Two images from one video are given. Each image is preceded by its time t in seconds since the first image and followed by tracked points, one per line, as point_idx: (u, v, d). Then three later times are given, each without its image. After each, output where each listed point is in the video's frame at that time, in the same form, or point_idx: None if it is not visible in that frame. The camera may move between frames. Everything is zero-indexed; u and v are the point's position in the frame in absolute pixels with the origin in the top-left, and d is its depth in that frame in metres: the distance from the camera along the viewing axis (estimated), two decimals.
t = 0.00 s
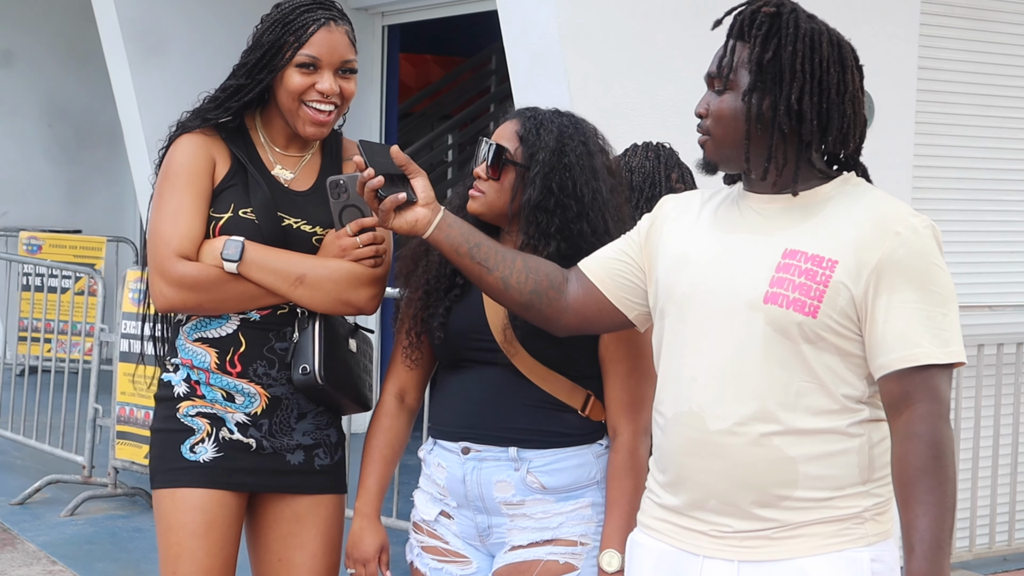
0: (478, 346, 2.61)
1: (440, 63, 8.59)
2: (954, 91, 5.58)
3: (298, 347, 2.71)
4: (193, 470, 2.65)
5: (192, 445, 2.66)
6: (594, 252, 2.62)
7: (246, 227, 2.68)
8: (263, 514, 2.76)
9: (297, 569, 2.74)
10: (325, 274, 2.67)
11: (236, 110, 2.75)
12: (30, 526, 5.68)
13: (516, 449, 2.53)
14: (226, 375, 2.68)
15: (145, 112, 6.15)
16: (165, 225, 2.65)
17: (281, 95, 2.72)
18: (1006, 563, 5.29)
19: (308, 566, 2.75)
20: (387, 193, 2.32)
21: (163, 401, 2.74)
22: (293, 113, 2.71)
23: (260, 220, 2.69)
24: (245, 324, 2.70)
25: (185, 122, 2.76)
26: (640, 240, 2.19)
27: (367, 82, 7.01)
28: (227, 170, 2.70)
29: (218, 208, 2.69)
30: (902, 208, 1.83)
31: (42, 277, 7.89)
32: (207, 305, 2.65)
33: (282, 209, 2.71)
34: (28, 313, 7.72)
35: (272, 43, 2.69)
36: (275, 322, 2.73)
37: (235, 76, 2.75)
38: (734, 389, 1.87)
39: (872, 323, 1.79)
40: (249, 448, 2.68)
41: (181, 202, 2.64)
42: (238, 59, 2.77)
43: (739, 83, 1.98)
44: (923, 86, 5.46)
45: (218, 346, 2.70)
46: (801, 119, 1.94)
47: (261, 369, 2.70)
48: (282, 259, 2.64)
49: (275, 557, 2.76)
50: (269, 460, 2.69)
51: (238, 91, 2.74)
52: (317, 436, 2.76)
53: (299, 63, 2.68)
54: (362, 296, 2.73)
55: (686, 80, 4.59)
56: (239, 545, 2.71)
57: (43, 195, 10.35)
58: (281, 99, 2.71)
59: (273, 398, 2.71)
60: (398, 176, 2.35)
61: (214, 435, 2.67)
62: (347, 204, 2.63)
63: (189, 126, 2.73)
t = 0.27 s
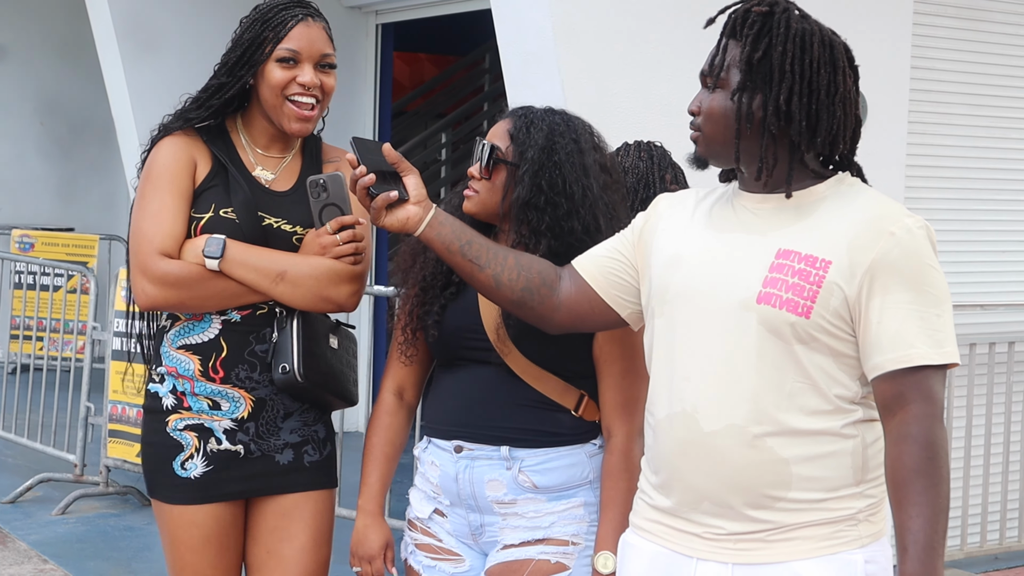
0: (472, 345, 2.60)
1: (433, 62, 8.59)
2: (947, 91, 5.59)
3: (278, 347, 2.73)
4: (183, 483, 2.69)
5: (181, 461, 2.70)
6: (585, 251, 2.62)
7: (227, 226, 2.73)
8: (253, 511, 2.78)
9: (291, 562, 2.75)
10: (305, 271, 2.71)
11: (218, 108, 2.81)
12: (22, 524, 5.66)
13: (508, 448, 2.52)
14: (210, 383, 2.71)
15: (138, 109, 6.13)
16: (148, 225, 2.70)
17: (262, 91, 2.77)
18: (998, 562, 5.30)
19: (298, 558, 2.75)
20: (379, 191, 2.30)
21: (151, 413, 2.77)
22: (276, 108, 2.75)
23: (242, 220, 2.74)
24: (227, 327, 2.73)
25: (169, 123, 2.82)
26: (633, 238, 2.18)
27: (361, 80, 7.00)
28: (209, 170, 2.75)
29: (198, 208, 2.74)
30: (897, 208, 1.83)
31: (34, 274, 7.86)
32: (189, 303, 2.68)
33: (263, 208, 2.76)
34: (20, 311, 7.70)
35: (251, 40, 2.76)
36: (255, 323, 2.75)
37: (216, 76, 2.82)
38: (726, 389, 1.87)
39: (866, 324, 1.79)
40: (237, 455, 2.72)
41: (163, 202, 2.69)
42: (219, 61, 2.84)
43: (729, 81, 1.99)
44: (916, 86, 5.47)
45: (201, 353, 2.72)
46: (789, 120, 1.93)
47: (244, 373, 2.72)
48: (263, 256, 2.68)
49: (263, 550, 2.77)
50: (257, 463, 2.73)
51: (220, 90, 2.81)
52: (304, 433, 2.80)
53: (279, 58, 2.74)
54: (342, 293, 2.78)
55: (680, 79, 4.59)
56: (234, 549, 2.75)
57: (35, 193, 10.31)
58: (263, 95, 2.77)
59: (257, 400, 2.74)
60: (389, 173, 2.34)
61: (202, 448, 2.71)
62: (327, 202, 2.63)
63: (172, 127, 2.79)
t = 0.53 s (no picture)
0: (467, 345, 2.60)
1: (430, 63, 8.58)
2: (943, 92, 5.60)
3: (255, 350, 2.78)
4: (160, 473, 2.78)
5: (159, 450, 2.79)
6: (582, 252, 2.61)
7: (202, 237, 2.79)
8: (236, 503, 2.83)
9: (267, 554, 2.76)
10: (277, 279, 2.73)
11: (193, 110, 2.87)
12: (17, 524, 5.64)
13: (502, 449, 2.52)
14: (188, 380, 2.78)
15: (134, 108, 6.11)
16: (126, 238, 2.77)
17: (233, 89, 2.82)
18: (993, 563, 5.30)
19: (279, 551, 2.76)
20: (377, 193, 2.28)
21: (139, 405, 2.88)
22: (248, 104, 2.79)
23: (216, 229, 2.78)
24: (205, 331, 2.79)
25: (149, 131, 2.89)
26: (629, 238, 2.17)
27: (357, 81, 7.00)
28: (184, 181, 2.79)
29: (175, 218, 2.80)
30: (893, 210, 1.83)
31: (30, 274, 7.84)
32: (166, 316, 2.76)
33: (236, 216, 2.79)
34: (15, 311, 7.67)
35: (217, 41, 2.82)
36: (233, 327, 2.80)
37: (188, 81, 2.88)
38: (721, 389, 1.87)
39: (862, 326, 1.78)
40: (213, 447, 2.77)
41: (139, 216, 2.75)
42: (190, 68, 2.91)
43: (721, 85, 1.99)
44: (912, 87, 5.48)
45: (180, 352, 2.80)
46: (781, 123, 1.93)
47: (221, 373, 2.78)
48: (235, 267, 2.72)
49: (246, 540, 2.80)
50: (235, 458, 2.77)
51: (192, 93, 2.86)
52: (282, 431, 2.83)
53: (246, 55, 2.79)
54: (315, 298, 2.79)
55: (677, 80, 4.58)
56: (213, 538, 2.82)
57: (31, 192, 10.28)
58: (235, 92, 2.81)
59: (235, 399, 2.79)
60: (388, 174, 2.33)
61: (179, 440, 2.79)
62: (297, 210, 2.62)
63: (151, 136, 2.85)
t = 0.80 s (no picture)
0: (461, 345, 2.59)
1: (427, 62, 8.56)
2: (941, 93, 5.59)
3: (243, 343, 2.76)
4: (152, 467, 2.77)
5: (151, 445, 2.78)
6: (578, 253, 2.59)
7: (186, 231, 2.78)
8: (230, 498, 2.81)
9: (260, 549, 2.74)
10: (257, 271, 2.73)
11: (177, 107, 2.88)
12: (14, 525, 5.62)
13: (496, 450, 2.51)
14: (179, 375, 2.77)
15: (132, 107, 6.09)
16: (112, 234, 2.78)
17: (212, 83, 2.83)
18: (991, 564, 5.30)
19: (267, 544, 2.74)
20: (375, 193, 2.27)
21: (132, 400, 2.86)
22: (228, 96, 2.80)
23: (199, 223, 2.78)
24: (193, 326, 2.78)
25: (136, 132, 2.90)
26: (627, 238, 2.16)
27: (354, 81, 6.99)
28: (169, 175, 2.79)
29: (161, 213, 2.80)
30: (891, 210, 1.81)
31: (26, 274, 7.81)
32: (151, 309, 2.76)
33: (219, 210, 2.78)
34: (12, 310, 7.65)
35: (195, 37, 2.84)
36: (220, 321, 2.79)
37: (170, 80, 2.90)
38: (716, 388, 1.85)
39: (858, 326, 1.77)
40: (205, 442, 2.76)
41: (121, 210, 2.76)
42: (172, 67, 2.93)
43: (721, 82, 1.98)
44: (910, 88, 5.47)
45: (171, 348, 2.78)
46: (781, 121, 1.91)
47: (211, 368, 2.76)
48: (216, 259, 2.72)
49: (240, 535, 2.78)
50: (226, 452, 2.76)
51: (175, 90, 2.88)
52: (274, 426, 2.81)
53: (223, 49, 2.81)
54: (296, 288, 2.79)
55: (675, 80, 4.57)
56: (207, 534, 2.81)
57: (29, 192, 10.26)
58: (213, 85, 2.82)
59: (226, 394, 2.77)
60: (387, 173, 2.31)
61: (170, 433, 2.77)
62: (277, 202, 2.67)
63: (137, 135, 2.87)
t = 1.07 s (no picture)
0: (460, 345, 2.58)
1: (426, 62, 8.55)
2: (941, 93, 5.57)
3: (243, 340, 2.75)
4: (155, 468, 2.75)
5: (154, 445, 2.76)
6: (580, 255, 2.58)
7: (181, 230, 2.76)
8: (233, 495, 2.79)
9: (265, 544, 2.72)
10: (255, 266, 2.72)
11: (170, 108, 2.88)
12: (13, 524, 5.61)
13: (494, 451, 2.49)
14: (181, 375, 2.75)
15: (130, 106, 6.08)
16: (108, 236, 2.76)
17: (205, 84, 2.82)
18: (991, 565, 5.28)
19: (272, 540, 2.72)
20: (382, 196, 2.26)
21: (134, 401, 2.85)
22: (222, 98, 2.79)
23: (196, 222, 2.76)
24: (193, 324, 2.76)
25: (129, 133, 2.90)
26: (629, 240, 2.15)
27: (354, 80, 6.98)
28: (163, 175, 2.78)
29: (156, 214, 2.78)
30: (891, 209, 1.80)
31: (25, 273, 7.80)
32: (150, 309, 2.73)
33: (215, 208, 2.77)
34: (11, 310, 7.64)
35: (187, 39, 2.83)
36: (220, 319, 2.77)
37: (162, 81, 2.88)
38: (715, 388, 1.84)
39: (858, 325, 1.76)
40: (208, 441, 2.74)
41: (118, 211, 2.74)
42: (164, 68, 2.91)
43: (725, 83, 1.96)
44: (910, 89, 5.45)
45: (171, 348, 2.76)
46: (785, 120, 1.90)
47: (213, 367, 2.75)
48: (214, 255, 2.71)
49: (244, 532, 2.76)
50: (230, 450, 2.74)
51: (167, 91, 2.86)
52: (276, 422, 2.80)
53: (215, 50, 2.80)
54: (294, 283, 2.77)
55: (675, 79, 4.56)
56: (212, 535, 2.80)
57: (29, 191, 10.24)
58: (207, 87, 2.81)
59: (228, 392, 2.76)
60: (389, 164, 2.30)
61: (173, 433, 2.76)
62: (272, 197, 2.68)
63: (130, 137, 2.86)
